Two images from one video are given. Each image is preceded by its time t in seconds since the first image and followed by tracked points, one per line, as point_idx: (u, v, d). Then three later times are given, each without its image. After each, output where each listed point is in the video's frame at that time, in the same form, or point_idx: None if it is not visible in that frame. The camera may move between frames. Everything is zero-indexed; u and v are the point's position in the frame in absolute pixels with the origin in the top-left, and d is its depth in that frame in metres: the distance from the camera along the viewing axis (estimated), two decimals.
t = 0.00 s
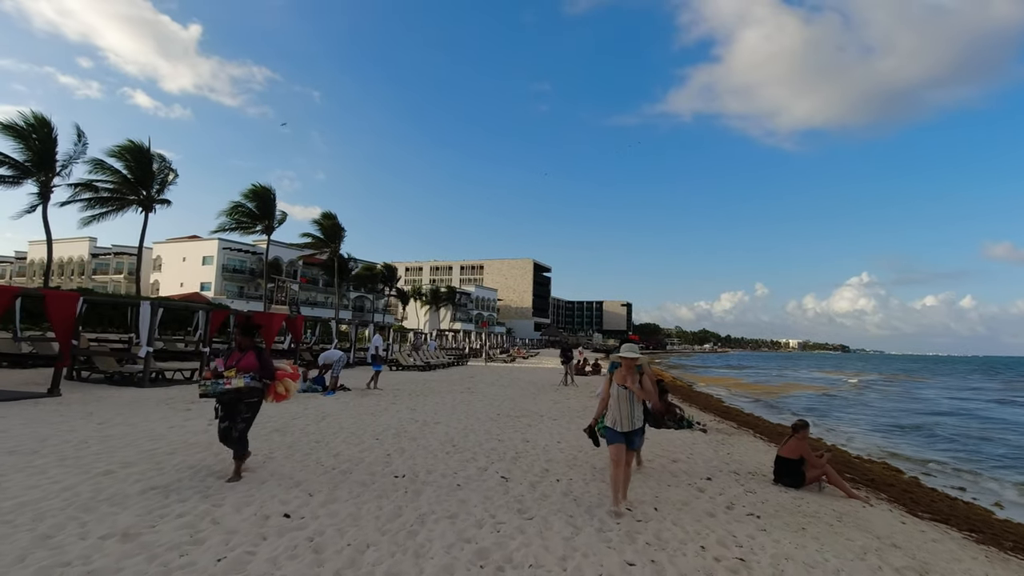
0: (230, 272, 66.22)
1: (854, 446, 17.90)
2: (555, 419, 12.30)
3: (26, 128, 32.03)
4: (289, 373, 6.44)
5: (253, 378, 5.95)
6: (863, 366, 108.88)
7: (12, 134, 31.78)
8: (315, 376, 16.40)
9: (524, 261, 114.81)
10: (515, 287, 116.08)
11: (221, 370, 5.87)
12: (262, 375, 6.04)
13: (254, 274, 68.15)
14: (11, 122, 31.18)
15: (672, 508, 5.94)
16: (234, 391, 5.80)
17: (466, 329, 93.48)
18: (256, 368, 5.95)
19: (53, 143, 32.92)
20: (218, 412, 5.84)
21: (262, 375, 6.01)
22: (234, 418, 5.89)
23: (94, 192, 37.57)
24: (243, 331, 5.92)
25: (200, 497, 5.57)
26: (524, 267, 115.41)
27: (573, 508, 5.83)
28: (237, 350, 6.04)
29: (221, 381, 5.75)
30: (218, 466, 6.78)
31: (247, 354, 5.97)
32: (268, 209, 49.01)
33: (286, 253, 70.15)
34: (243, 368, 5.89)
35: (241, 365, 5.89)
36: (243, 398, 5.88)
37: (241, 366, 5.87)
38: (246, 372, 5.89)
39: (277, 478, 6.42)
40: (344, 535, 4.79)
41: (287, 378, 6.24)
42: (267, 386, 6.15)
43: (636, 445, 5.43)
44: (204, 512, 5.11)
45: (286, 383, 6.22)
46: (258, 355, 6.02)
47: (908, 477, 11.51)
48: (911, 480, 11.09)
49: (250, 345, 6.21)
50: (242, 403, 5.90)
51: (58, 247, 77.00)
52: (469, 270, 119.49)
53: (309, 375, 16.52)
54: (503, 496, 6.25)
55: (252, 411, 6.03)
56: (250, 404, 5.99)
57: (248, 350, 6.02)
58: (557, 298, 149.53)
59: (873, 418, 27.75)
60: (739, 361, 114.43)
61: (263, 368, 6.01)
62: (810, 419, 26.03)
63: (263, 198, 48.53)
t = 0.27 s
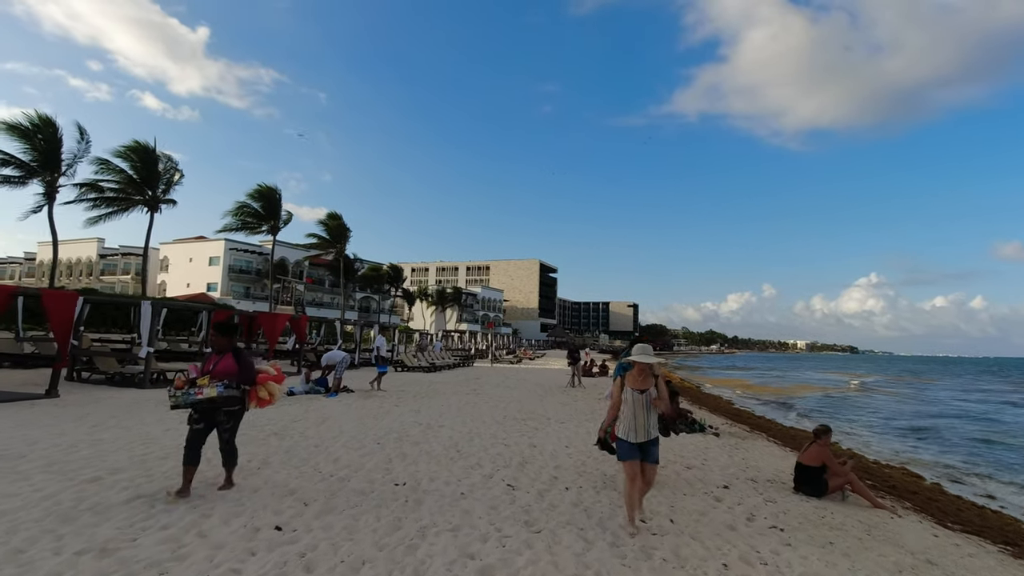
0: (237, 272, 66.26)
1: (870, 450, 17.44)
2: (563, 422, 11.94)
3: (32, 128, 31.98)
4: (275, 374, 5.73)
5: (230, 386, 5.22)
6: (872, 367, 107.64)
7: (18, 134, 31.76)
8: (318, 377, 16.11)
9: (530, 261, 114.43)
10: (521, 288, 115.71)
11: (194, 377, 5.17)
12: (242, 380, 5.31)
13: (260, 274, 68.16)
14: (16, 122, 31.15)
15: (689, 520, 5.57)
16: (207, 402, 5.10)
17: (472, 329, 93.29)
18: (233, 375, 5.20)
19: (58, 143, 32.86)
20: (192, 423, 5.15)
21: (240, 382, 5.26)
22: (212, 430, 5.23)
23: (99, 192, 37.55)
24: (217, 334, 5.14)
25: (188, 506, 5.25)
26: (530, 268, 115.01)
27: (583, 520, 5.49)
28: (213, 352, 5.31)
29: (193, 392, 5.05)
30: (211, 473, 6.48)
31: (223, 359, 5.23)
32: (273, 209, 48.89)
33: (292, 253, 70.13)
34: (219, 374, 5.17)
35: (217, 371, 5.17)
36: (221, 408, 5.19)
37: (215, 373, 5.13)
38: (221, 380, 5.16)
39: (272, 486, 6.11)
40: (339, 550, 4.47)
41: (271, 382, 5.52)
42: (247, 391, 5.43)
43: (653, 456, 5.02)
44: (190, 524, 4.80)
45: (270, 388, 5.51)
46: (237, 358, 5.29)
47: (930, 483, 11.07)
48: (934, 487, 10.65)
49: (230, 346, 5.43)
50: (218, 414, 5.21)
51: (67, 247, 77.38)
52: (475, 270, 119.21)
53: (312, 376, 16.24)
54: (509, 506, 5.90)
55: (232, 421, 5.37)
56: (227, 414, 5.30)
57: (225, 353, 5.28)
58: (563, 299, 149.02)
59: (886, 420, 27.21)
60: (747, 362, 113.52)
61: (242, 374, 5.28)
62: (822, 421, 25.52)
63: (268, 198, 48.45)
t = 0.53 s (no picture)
0: (245, 274, 66.38)
1: (887, 455, 16.97)
2: (573, 426, 11.59)
3: (40, 129, 32.06)
4: (253, 381, 5.27)
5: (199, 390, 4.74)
6: (883, 370, 106.42)
7: (27, 136, 31.84)
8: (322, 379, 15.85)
9: (537, 263, 114.09)
10: (528, 289, 115.40)
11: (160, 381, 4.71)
12: (213, 385, 4.85)
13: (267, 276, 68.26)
14: (25, 124, 31.21)
15: (710, 535, 5.22)
16: (172, 408, 4.60)
17: (479, 331, 93.07)
18: (203, 377, 4.76)
19: (66, 144, 32.92)
20: (160, 434, 4.67)
21: (210, 386, 4.78)
22: (180, 440, 4.71)
23: (107, 193, 37.62)
24: (185, 333, 4.76)
25: (176, 518, 4.97)
26: (537, 269, 114.66)
27: (597, 533, 5.15)
28: (181, 356, 4.90)
29: (157, 396, 4.56)
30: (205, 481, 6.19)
31: (192, 360, 4.80)
32: (280, 210, 48.84)
33: (300, 255, 70.19)
34: (187, 378, 4.73)
35: (184, 375, 4.73)
36: (189, 415, 4.68)
37: (183, 375, 4.70)
38: (188, 383, 4.71)
39: (268, 495, 5.82)
40: (334, 567, 4.16)
41: (244, 388, 4.98)
42: (219, 397, 4.93)
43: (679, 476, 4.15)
44: (176, 539, 4.50)
45: (245, 395, 5.00)
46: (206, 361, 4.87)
47: (955, 492, 10.63)
48: (960, 495, 10.21)
49: (202, 350, 5.04)
50: (186, 422, 4.70)
51: (77, 249, 77.88)
52: (482, 272, 119.04)
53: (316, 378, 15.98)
54: (517, 518, 5.57)
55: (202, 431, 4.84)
56: (196, 423, 4.77)
57: (195, 357, 4.87)
58: (571, 300, 148.56)
59: (902, 423, 26.64)
60: (756, 364, 112.60)
61: (214, 377, 4.82)
62: (836, 424, 25.01)
63: (275, 199, 48.42)
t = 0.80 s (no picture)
0: (247, 273, 66.15)
1: (899, 458, 16.57)
2: (578, 428, 11.23)
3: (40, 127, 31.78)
4: (226, 379, 4.78)
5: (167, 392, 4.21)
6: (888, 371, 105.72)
7: (27, 132, 31.57)
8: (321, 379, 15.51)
9: (540, 263, 113.68)
10: (530, 289, 114.99)
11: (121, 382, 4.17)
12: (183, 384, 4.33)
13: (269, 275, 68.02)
14: (25, 121, 30.93)
15: (729, 546, 4.87)
16: (137, 412, 4.08)
17: (481, 330, 92.69)
18: (170, 376, 4.23)
19: (67, 141, 32.64)
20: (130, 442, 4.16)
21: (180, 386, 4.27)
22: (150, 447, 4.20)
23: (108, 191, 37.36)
24: (147, 328, 4.18)
25: (158, 527, 4.65)
26: (540, 269, 114.25)
27: (609, 545, 4.81)
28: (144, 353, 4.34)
29: (118, 399, 4.03)
30: (193, 486, 5.87)
31: (157, 358, 4.26)
32: (282, 209, 48.56)
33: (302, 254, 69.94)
34: (152, 377, 4.19)
35: (148, 374, 4.18)
36: (156, 419, 4.16)
37: (147, 375, 4.16)
38: (155, 384, 4.18)
39: (258, 502, 5.48)
40: None
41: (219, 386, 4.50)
42: (190, 398, 4.42)
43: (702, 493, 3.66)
44: (155, 551, 4.17)
45: (218, 394, 4.53)
46: (174, 357, 4.31)
47: (976, 498, 10.24)
48: (981, 502, 9.83)
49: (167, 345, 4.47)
50: (154, 427, 4.18)
51: (79, 247, 77.65)
52: (485, 272, 118.65)
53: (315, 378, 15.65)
54: (522, 527, 5.23)
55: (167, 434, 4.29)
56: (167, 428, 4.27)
57: (160, 353, 4.31)
58: (573, 301, 148.13)
59: (910, 425, 26.21)
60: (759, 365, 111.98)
61: (183, 375, 4.30)
62: (844, 426, 24.59)
63: (277, 198, 48.16)
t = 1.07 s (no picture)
0: (245, 272, 65.80)
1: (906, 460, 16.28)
2: (580, 431, 10.92)
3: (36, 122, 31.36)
4: (190, 393, 4.14)
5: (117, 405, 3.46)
6: (887, 372, 105.62)
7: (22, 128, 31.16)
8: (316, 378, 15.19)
9: (539, 263, 113.46)
10: (529, 289, 114.73)
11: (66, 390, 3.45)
12: (139, 396, 3.58)
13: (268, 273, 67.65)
14: (20, 117, 30.52)
15: (747, 563, 4.55)
16: (80, 428, 3.34)
17: (480, 330, 92.39)
18: (124, 386, 3.49)
19: (62, 137, 32.24)
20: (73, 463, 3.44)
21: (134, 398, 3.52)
22: (94, 472, 3.43)
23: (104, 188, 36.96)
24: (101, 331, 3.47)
25: (133, 544, 4.32)
26: (539, 269, 114.05)
27: (618, 563, 4.49)
28: (97, 360, 3.62)
29: (58, 412, 3.34)
30: (175, 497, 5.53)
31: (110, 365, 3.52)
32: (281, 207, 48.18)
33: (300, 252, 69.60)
34: (101, 388, 3.46)
35: (96, 383, 3.45)
36: (102, 435, 3.43)
37: (96, 384, 3.45)
38: (103, 395, 3.45)
39: (244, 513, 5.15)
40: None
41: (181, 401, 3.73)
42: (148, 413, 3.68)
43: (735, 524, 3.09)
44: (128, 569, 3.84)
45: (180, 409, 3.91)
46: (131, 365, 3.59)
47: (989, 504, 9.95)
48: (994, 508, 9.55)
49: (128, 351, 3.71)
50: (98, 447, 3.43)
51: (76, 245, 77.15)
52: (484, 271, 118.35)
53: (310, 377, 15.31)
54: (524, 541, 4.89)
55: (114, 455, 3.54)
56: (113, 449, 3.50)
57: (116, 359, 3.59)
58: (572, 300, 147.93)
59: (913, 427, 25.96)
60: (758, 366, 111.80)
61: (140, 386, 3.55)
62: (846, 427, 24.34)
63: (276, 196, 47.75)
